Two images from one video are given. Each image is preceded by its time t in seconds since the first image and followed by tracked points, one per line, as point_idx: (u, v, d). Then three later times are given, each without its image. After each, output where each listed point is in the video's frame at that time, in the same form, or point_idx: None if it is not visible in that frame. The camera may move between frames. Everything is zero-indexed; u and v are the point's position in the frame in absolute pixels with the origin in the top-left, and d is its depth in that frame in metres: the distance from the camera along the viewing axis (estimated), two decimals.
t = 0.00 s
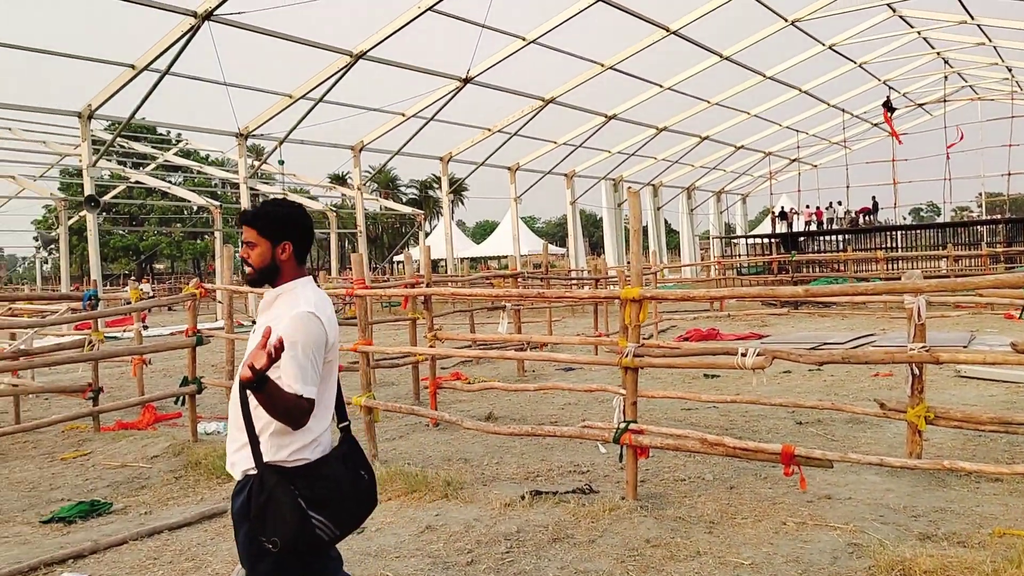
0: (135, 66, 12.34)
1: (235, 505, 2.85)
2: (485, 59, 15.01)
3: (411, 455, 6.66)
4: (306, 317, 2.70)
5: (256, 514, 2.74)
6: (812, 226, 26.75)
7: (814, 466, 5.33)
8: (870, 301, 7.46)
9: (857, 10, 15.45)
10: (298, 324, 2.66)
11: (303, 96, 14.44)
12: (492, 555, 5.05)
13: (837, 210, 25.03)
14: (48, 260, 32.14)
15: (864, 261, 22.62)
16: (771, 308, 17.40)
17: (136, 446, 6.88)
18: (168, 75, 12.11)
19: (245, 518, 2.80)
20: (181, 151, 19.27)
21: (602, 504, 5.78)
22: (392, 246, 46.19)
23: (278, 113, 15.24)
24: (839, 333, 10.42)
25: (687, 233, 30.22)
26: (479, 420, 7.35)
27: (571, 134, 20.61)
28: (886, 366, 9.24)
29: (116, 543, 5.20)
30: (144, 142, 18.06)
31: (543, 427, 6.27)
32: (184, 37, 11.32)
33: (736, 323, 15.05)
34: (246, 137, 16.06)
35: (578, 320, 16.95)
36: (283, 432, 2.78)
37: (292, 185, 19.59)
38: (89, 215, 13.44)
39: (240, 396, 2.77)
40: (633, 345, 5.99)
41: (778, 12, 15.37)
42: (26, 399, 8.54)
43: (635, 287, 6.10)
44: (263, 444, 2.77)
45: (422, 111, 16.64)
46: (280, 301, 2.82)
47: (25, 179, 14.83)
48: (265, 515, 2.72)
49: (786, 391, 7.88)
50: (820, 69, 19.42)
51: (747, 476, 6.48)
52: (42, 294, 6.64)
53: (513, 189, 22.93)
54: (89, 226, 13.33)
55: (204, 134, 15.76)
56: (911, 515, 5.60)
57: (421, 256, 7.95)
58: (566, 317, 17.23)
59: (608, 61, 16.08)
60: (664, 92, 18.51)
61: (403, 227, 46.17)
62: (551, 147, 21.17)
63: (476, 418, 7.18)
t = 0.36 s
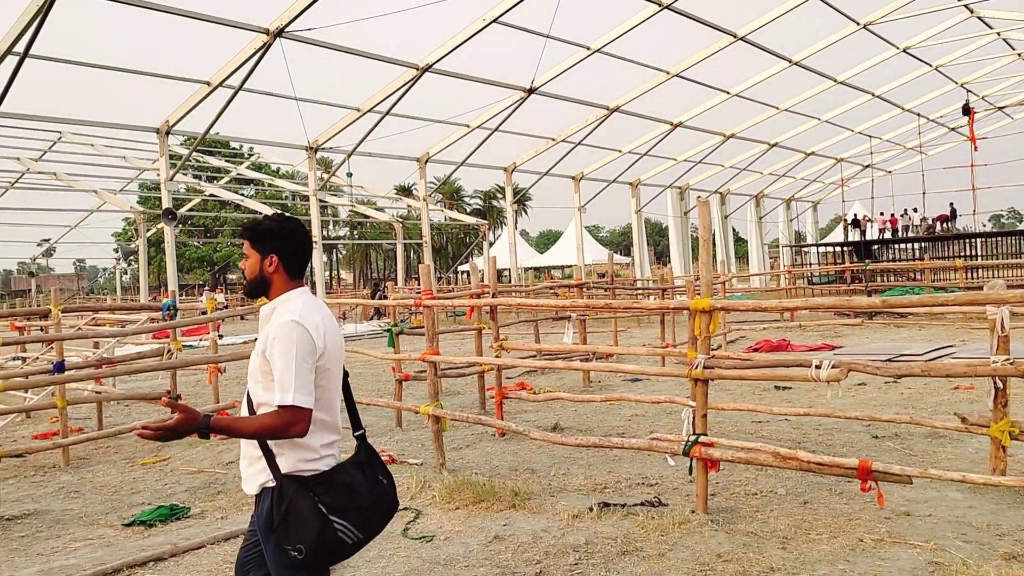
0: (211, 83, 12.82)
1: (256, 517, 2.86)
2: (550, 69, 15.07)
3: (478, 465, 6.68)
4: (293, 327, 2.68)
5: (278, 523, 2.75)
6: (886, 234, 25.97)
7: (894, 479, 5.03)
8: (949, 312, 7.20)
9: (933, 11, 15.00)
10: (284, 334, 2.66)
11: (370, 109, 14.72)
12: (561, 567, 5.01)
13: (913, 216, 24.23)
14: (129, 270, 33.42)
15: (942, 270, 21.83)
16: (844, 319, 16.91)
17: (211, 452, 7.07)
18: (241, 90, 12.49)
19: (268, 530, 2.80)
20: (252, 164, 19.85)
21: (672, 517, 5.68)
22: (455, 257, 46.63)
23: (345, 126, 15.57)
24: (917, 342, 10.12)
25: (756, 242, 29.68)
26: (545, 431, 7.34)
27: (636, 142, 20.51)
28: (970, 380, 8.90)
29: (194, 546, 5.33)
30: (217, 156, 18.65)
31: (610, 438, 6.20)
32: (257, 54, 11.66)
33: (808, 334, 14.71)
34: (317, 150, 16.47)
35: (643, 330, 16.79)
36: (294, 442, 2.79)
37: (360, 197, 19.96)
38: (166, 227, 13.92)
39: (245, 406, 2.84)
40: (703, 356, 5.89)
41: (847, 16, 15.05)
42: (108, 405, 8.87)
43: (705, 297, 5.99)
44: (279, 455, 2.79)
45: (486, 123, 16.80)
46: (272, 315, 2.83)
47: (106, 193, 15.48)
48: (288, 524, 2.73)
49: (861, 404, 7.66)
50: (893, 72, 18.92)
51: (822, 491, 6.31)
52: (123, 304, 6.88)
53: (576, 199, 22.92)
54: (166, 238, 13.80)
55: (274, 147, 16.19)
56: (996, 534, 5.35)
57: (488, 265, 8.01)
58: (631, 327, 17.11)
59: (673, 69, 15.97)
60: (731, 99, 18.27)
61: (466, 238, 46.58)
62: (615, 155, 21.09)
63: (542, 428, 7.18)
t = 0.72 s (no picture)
0: (260, 87, 13.09)
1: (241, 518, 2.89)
2: (595, 69, 15.04)
3: (525, 465, 6.68)
4: (261, 327, 2.78)
5: (262, 518, 2.79)
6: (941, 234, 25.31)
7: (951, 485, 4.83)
8: (1009, 312, 7.00)
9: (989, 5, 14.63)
10: (254, 335, 2.76)
11: (416, 111, 14.88)
12: (609, 568, 4.97)
13: (968, 215, 23.58)
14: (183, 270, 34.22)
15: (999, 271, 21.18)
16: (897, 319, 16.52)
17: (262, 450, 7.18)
18: (290, 94, 12.71)
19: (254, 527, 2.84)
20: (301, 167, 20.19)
21: (721, 520, 5.61)
22: (500, 257, 46.80)
23: (392, 129, 15.74)
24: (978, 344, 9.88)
25: (805, 242, 29.33)
26: (592, 432, 7.33)
27: (683, 142, 20.37)
28: None
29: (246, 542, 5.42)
30: (266, 159, 19.02)
31: (658, 440, 6.14)
32: (307, 57, 11.86)
33: (860, 336, 14.45)
34: (364, 152, 16.70)
35: (691, 331, 16.64)
36: (272, 439, 2.85)
37: (405, 198, 20.17)
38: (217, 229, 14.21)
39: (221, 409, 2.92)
40: (753, 358, 5.82)
41: (899, 10, 14.75)
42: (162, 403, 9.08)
43: (755, 298, 5.92)
44: (258, 452, 2.84)
45: (531, 123, 16.84)
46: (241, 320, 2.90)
47: (159, 195, 15.87)
48: (272, 517, 2.77)
49: (916, 407, 7.50)
50: (947, 68, 18.48)
51: (876, 495, 6.19)
52: (177, 304, 7.03)
53: (621, 199, 22.86)
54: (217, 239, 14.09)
55: (322, 150, 16.44)
56: None
57: (533, 265, 8.02)
58: (679, 328, 16.98)
59: (721, 67, 15.82)
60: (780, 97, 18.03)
61: (510, 238, 46.74)
62: (661, 155, 21.01)
63: (588, 430, 7.18)
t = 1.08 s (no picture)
0: (307, 85, 13.26)
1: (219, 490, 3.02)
2: (641, 62, 14.94)
3: (571, 461, 6.67)
4: (262, 305, 2.99)
5: (241, 492, 2.93)
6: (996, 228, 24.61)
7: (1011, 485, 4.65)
8: None
9: None
10: (252, 312, 2.96)
11: (460, 107, 14.93)
12: (657, 565, 4.94)
13: None
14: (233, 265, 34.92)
15: None
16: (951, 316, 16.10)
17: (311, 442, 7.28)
18: (336, 91, 12.84)
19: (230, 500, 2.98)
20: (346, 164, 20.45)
21: (770, 518, 5.53)
22: (543, 253, 46.79)
23: (437, 124, 15.82)
24: None
25: (855, 236, 28.78)
26: (637, 428, 7.29)
27: (731, 135, 20.17)
28: None
29: (298, 533, 5.53)
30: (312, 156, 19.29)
31: (706, 437, 6.07)
32: (351, 55, 11.95)
33: (912, 333, 14.14)
34: (408, 149, 16.82)
35: (738, 327, 16.47)
36: (264, 417, 3.01)
37: (449, 194, 20.27)
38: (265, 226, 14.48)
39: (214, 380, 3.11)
40: (804, 354, 5.73)
41: None
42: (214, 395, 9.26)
43: (806, 294, 5.85)
44: (251, 429, 3.00)
45: (575, 117, 16.80)
46: (242, 300, 3.10)
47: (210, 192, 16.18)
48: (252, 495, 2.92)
49: (973, 406, 7.31)
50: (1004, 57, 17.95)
51: (930, 495, 6.06)
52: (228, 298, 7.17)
53: (667, 194, 22.70)
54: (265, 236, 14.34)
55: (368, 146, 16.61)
56: None
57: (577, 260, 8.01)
58: (726, 325, 16.80)
59: (769, 59, 15.59)
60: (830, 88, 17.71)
61: (553, 233, 46.71)
62: (708, 149, 20.83)
63: (634, 426, 7.15)
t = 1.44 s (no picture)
0: (357, 75, 13.36)
1: (220, 485, 3.04)
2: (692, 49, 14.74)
3: (621, 451, 6.65)
4: (283, 305, 3.02)
5: (243, 486, 2.96)
6: None
7: None
8: None
9: None
10: (272, 311, 2.97)
11: (509, 97, 14.91)
12: (709, 557, 4.89)
13: None
14: (286, 253, 35.59)
15: None
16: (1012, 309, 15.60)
17: (363, 429, 7.37)
18: (386, 82, 12.93)
19: (232, 495, 3.01)
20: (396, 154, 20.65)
21: (826, 512, 5.44)
22: (591, 243, 46.73)
23: (486, 114, 15.83)
24: None
25: (913, 226, 28.09)
26: (689, 420, 7.24)
27: (786, 123, 19.86)
28: None
29: (351, 518, 5.62)
30: (363, 147, 19.52)
31: (759, 429, 5.97)
32: (401, 46, 11.99)
33: (972, 326, 13.77)
34: (457, 139, 16.89)
35: (791, 319, 16.23)
36: (268, 413, 3.05)
37: (497, 183, 20.32)
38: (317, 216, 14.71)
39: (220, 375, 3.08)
40: (863, 346, 5.61)
41: None
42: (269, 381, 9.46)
43: (865, 285, 5.72)
44: (251, 424, 3.02)
45: (626, 105, 16.66)
46: (259, 298, 3.11)
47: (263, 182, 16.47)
48: (255, 488, 2.94)
49: None
50: None
51: (993, 491, 5.88)
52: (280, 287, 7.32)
53: (719, 182, 22.44)
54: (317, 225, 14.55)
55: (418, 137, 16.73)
56: None
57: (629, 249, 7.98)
58: (778, 316, 16.56)
59: (826, 45, 15.26)
60: (888, 75, 17.26)
61: (603, 223, 46.62)
62: (762, 137, 20.53)
63: (685, 417, 7.12)
